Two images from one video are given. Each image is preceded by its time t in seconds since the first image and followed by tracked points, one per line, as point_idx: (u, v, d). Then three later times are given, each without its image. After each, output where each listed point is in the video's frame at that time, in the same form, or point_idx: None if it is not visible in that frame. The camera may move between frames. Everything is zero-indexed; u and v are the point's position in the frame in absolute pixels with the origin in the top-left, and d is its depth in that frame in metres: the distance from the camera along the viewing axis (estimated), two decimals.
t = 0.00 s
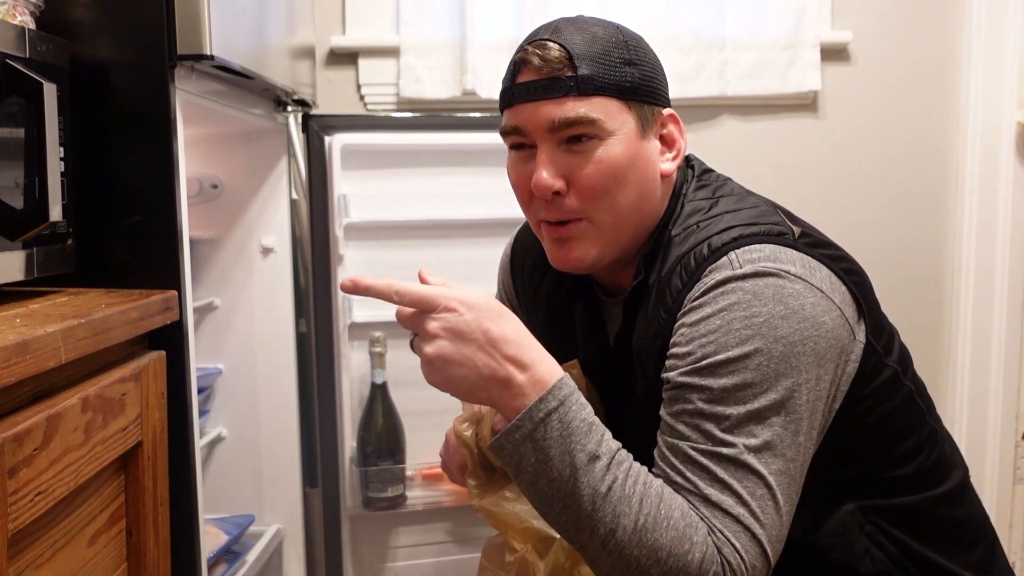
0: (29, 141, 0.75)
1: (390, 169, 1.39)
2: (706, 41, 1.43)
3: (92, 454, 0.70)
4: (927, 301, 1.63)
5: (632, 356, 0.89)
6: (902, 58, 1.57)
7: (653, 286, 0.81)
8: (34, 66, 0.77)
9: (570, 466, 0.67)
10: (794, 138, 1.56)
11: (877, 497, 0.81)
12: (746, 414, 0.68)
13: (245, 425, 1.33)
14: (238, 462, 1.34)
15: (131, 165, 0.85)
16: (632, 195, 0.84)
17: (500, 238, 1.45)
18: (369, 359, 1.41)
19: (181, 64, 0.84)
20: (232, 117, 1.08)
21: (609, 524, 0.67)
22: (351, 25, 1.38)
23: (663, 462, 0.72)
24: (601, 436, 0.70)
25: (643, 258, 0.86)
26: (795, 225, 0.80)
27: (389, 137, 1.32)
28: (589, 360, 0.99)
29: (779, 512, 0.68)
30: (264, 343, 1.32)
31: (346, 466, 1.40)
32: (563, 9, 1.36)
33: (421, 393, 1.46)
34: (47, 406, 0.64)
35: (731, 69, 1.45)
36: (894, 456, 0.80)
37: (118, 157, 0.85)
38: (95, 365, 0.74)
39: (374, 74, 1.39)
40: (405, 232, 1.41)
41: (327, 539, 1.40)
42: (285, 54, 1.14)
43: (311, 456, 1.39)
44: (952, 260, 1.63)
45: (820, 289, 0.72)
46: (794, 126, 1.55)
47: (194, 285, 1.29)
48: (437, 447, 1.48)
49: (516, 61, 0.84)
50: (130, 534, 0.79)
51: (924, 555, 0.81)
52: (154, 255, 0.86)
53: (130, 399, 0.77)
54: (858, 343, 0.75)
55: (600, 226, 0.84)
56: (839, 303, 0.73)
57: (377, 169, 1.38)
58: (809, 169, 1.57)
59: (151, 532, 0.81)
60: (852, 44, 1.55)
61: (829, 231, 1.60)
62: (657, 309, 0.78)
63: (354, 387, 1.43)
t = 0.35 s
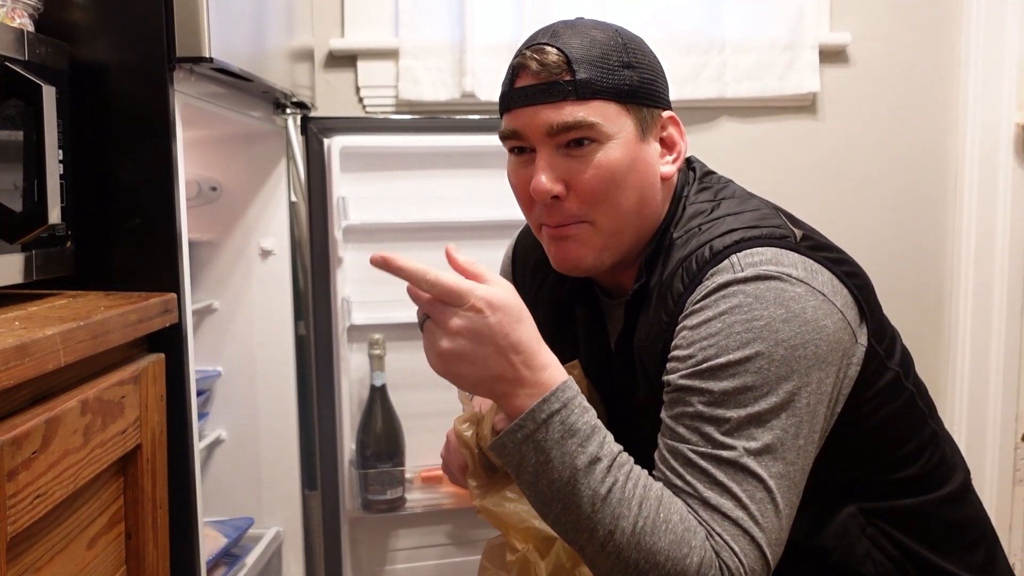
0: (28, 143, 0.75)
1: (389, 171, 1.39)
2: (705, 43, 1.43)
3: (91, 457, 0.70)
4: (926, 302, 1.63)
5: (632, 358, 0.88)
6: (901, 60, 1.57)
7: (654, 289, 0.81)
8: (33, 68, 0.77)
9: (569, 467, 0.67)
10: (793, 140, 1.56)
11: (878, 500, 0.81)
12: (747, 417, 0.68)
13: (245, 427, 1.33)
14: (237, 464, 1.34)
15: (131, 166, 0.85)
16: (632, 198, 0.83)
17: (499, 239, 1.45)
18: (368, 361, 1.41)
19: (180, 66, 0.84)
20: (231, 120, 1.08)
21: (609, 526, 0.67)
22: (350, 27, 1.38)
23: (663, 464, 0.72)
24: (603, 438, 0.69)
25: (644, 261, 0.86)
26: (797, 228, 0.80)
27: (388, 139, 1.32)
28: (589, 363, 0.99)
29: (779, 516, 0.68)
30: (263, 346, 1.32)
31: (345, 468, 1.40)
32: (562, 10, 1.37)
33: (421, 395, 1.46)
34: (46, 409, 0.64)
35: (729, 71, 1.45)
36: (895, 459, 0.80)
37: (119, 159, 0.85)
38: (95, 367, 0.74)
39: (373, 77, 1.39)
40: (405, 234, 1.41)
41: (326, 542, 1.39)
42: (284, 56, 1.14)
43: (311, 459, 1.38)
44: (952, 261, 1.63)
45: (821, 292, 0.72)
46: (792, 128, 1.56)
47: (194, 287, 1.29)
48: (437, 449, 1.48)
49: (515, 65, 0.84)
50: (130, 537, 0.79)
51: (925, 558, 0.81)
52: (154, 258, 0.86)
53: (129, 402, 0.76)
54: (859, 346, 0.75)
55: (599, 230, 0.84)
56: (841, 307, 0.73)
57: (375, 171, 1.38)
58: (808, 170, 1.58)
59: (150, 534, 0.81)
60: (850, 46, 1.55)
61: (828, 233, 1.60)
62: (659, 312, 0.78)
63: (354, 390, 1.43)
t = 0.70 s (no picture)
0: (26, 146, 0.75)
1: (388, 174, 1.39)
2: (703, 45, 1.43)
3: (90, 460, 0.70)
4: (925, 303, 1.64)
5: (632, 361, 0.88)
6: (899, 62, 1.58)
7: (653, 291, 0.81)
8: (32, 70, 0.77)
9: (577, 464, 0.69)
10: (791, 142, 1.56)
11: (878, 501, 0.81)
12: (747, 418, 0.68)
13: (244, 430, 1.33)
14: (236, 467, 1.34)
15: (130, 168, 0.85)
16: (631, 204, 0.84)
17: (498, 242, 1.45)
18: (367, 363, 1.41)
19: (179, 68, 0.84)
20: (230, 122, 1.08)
21: (613, 523, 0.68)
22: (349, 30, 1.39)
23: (664, 465, 0.72)
24: (612, 437, 0.70)
25: (644, 264, 0.86)
26: (797, 230, 0.80)
27: (387, 142, 1.32)
28: (588, 367, 0.98)
29: (781, 517, 0.68)
30: (263, 348, 1.32)
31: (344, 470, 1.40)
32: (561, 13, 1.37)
33: (420, 397, 1.46)
34: (45, 411, 0.64)
35: (728, 73, 1.45)
36: (895, 461, 0.80)
37: (118, 160, 0.85)
38: (94, 369, 0.74)
39: (372, 79, 1.40)
40: (403, 236, 1.41)
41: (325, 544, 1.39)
42: (283, 58, 1.14)
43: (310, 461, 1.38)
44: (951, 263, 1.63)
45: (821, 294, 0.72)
46: (791, 130, 1.56)
47: (192, 290, 1.29)
48: (436, 451, 1.48)
49: (509, 76, 0.84)
50: (128, 539, 0.79)
51: (925, 559, 0.81)
52: (155, 261, 0.86)
53: (128, 404, 0.76)
54: (859, 348, 0.75)
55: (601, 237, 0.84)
56: (840, 308, 0.73)
57: (374, 174, 1.38)
58: (806, 172, 1.58)
59: (149, 536, 0.81)
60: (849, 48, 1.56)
61: (827, 234, 1.60)
62: (658, 314, 0.78)
63: (353, 392, 1.43)
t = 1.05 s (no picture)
0: (25, 148, 0.75)
1: (387, 176, 1.39)
2: (702, 47, 1.43)
3: (88, 462, 0.70)
4: (924, 304, 1.64)
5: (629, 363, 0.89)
6: (897, 63, 1.58)
7: (651, 294, 0.81)
8: (30, 73, 0.77)
9: (573, 462, 0.70)
10: (790, 143, 1.56)
11: (877, 503, 0.81)
12: (743, 420, 0.68)
13: (242, 432, 1.32)
14: (235, 469, 1.33)
15: (128, 171, 0.85)
16: (629, 209, 0.83)
17: (497, 243, 1.45)
18: (366, 365, 1.41)
19: (177, 70, 0.84)
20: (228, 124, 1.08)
21: (608, 523, 0.68)
22: (348, 32, 1.39)
23: (661, 467, 0.72)
24: (609, 437, 0.71)
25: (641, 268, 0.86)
26: (795, 231, 0.80)
27: (386, 144, 1.32)
28: (587, 369, 0.99)
29: (778, 520, 0.68)
30: (262, 349, 1.32)
31: (343, 473, 1.40)
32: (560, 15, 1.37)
33: (419, 399, 1.46)
34: (44, 414, 0.64)
35: (727, 74, 1.45)
36: (895, 463, 0.80)
37: (116, 162, 0.85)
38: (92, 371, 0.74)
39: (371, 81, 1.40)
40: (403, 237, 1.41)
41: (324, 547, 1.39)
42: (282, 60, 1.14)
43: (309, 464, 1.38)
44: (950, 265, 1.63)
45: (818, 295, 0.72)
46: (789, 131, 1.56)
47: (191, 291, 1.29)
48: (435, 452, 1.48)
49: (502, 87, 0.84)
50: (127, 542, 0.79)
51: (925, 561, 0.81)
52: (153, 264, 0.86)
53: (127, 406, 0.76)
54: (858, 350, 0.75)
55: (601, 242, 0.85)
56: (838, 310, 0.72)
57: (373, 176, 1.38)
58: (805, 173, 1.58)
59: (148, 538, 0.80)
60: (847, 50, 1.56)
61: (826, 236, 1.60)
62: (656, 317, 0.78)
63: (352, 394, 1.43)
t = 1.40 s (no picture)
0: (25, 148, 0.75)
1: (387, 177, 1.39)
2: (701, 48, 1.44)
3: (87, 463, 0.70)
4: (923, 305, 1.64)
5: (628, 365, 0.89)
6: (896, 64, 1.58)
7: (650, 295, 0.81)
8: (30, 74, 0.77)
9: (568, 465, 0.70)
10: (789, 144, 1.56)
11: (877, 504, 0.81)
12: (742, 421, 0.68)
13: (241, 433, 1.32)
14: (234, 470, 1.33)
15: (128, 173, 0.85)
16: (629, 212, 0.84)
17: (496, 244, 1.45)
18: (366, 366, 1.41)
19: (177, 71, 0.84)
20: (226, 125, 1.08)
21: (605, 525, 0.69)
22: (347, 33, 1.39)
23: (660, 468, 0.72)
24: (604, 439, 0.71)
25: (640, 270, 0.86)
26: (795, 233, 0.80)
27: (385, 145, 1.32)
28: (587, 371, 0.99)
29: (776, 521, 0.68)
30: (261, 350, 1.32)
31: (342, 474, 1.40)
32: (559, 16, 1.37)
33: (418, 400, 1.46)
34: (43, 415, 0.64)
35: (726, 76, 1.46)
36: (895, 464, 0.80)
37: (116, 164, 0.85)
38: (91, 373, 0.74)
39: (370, 82, 1.40)
40: (402, 238, 1.41)
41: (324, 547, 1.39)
42: (281, 61, 1.14)
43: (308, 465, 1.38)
44: (949, 266, 1.63)
45: (817, 297, 0.72)
46: (788, 132, 1.56)
47: (190, 292, 1.28)
48: (435, 454, 1.48)
49: (499, 92, 0.84)
50: (126, 543, 0.79)
51: (924, 562, 0.81)
52: (152, 265, 0.86)
53: (126, 407, 0.76)
54: (857, 351, 0.75)
55: (601, 247, 0.85)
56: (838, 312, 0.73)
57: (372, 177, 1.38)
58: (804, 174, 1.58)
59: (147, 540, 0.80)
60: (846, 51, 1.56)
61: (825, 237, 1.60)
62: (655, 318, 0.79)
63: (351, 395, 1.43)
